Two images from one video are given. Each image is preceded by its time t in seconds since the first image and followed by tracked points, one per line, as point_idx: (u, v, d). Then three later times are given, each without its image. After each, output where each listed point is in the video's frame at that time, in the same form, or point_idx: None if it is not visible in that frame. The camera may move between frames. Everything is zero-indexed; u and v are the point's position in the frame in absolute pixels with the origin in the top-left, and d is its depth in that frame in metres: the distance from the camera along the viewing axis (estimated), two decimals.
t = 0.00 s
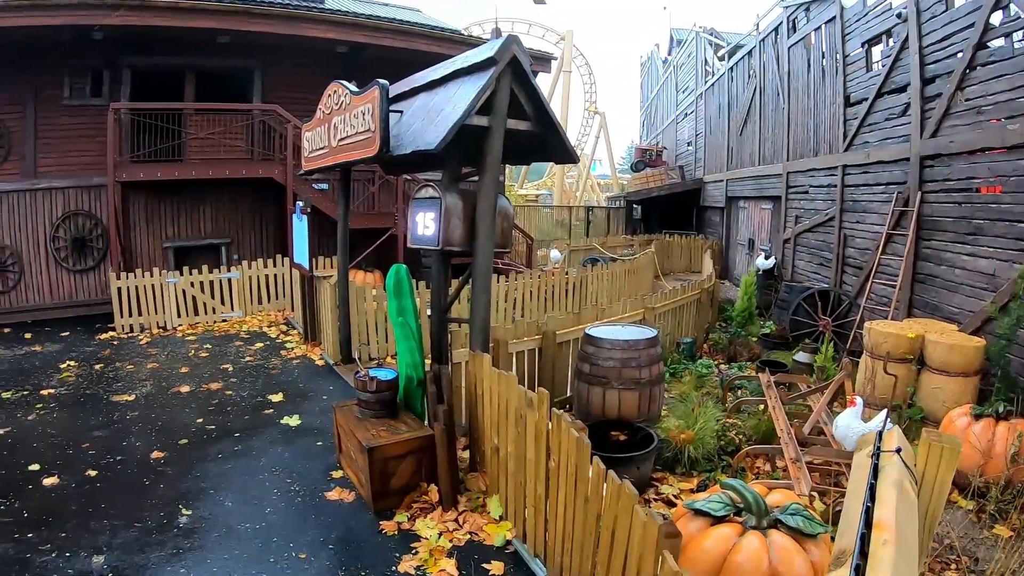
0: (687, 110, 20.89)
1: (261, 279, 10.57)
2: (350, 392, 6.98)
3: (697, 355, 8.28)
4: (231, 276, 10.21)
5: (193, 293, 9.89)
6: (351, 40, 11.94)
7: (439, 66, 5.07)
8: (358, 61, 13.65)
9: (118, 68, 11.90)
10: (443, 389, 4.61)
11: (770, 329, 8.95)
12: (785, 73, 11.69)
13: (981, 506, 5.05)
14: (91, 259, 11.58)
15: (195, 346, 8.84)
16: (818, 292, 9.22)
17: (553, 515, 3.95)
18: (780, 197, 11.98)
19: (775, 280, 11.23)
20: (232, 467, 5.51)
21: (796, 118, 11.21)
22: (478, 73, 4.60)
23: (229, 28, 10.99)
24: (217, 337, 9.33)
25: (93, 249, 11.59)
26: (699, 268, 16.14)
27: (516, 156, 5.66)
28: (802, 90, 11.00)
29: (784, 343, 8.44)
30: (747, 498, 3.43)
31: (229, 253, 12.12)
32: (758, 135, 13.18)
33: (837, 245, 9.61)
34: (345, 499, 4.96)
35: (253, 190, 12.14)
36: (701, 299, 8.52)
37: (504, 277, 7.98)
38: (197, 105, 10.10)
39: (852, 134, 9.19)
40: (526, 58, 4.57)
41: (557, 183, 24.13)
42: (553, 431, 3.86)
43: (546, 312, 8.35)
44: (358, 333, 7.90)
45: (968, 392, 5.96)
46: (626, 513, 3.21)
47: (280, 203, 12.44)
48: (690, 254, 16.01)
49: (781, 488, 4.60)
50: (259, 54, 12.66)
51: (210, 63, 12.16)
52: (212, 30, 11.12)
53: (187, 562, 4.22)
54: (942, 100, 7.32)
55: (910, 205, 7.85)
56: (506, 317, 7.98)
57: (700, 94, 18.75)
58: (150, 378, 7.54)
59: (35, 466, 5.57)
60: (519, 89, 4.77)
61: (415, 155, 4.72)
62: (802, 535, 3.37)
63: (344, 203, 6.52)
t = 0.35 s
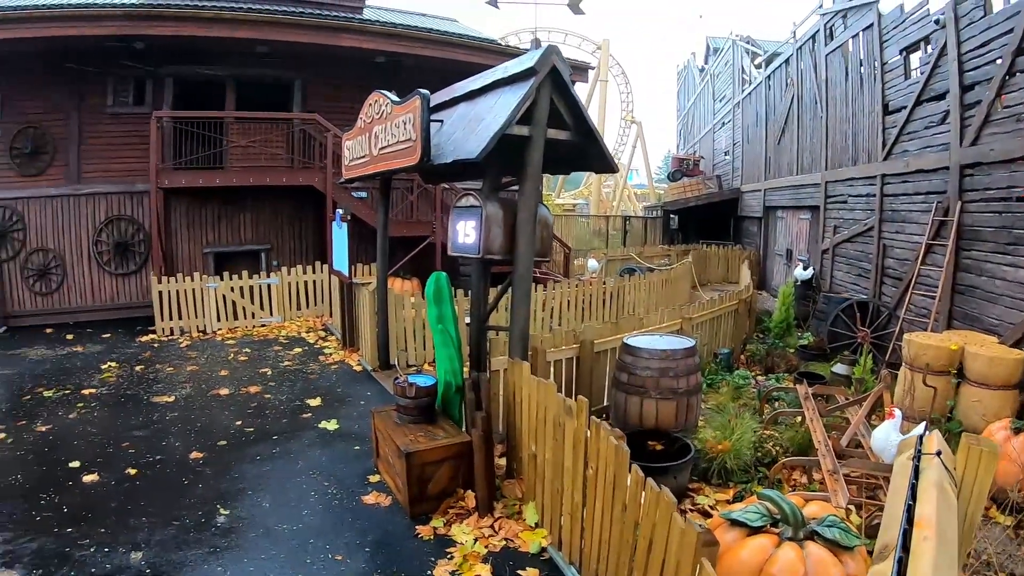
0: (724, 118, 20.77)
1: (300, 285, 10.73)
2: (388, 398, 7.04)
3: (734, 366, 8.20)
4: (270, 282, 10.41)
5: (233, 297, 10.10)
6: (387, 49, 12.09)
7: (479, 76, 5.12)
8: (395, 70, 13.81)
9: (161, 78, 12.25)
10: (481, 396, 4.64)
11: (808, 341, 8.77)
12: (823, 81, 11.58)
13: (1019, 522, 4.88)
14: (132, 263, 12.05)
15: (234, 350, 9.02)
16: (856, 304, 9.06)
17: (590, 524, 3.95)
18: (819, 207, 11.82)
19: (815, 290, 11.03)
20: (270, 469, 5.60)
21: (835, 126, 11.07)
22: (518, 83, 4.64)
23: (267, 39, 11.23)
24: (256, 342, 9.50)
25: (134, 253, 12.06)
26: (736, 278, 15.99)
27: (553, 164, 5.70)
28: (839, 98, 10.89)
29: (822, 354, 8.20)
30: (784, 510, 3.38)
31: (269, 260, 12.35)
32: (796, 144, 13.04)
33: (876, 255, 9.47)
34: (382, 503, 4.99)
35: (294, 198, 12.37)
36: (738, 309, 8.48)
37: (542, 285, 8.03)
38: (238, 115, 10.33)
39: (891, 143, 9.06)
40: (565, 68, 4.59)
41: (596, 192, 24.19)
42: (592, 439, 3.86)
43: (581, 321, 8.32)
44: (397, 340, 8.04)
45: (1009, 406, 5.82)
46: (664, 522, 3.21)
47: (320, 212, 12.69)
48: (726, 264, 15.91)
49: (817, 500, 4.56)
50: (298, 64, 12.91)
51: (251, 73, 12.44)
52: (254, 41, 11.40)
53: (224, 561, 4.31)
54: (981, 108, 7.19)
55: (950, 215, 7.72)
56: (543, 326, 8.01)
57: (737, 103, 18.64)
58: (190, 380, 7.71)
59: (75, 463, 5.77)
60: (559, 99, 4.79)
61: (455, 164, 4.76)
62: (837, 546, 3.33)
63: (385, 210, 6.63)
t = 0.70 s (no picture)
0: (759, 126, 20.58)
1: (336, 289, 10.79)
2: (422, 403, 7.06)
3: (769, 376, 8.11)
4: (306, 287, 10.48)
5: (269, 301, 10.28)
6: (418, 55, 12.17)
7: (516, 84, 5.14)
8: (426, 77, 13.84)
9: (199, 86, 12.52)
10: (516, 402, 4.66)
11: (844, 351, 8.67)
12: (858, 88, 11.44)
13: None
14: (169, 266, 12.31)
15: (270, 352, 9.19)
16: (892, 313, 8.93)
17: (622, 532, 3.93)
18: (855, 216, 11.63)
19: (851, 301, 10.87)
20: (303, 471, 5.65)
21: (871, 134, 10.93)
22: (554, 91, 4.65)
23: (299, 46, 11.39)
24: (291, 345, 9.65)
25: (171, 255, 12.31)
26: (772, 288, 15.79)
27: (588, 172, 5.69)
28: (876, 106, 10.75)
29: (856, 365, 8.33)
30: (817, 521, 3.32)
31: (305, 264, 12.50)
32: (833, 151, 12.87)
33: (913, 265, 9.31)
34: (414, 507, 5.00)
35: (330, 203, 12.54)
36: (774, 320, 8.41)
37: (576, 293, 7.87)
38: (274, 120, 10.49)
39: (927, 150, 8.91)
40: (601, 76, 4.59)
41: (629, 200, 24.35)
42: (626, 447, 3.85)
43: (616, 330, 8.28)
44: (431, 346, 7.99)
45: None
46: (699, 531, 3.19)
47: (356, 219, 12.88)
48: (762, 273, 15.73)
49: (850, 511, 4.49)
50: (330, 70, 13.03)
51: (287, 79, 12.68)
52: (289, 49, 11.59)
53: (256, 561, 4.37)
54: (1019, 115, 7.04)
55: (989, 224, 7.57)
56: (578, 335, 7.81)
57: (772, 110, 18.45)
58: (225, 381, 7.85)
59: (109, 461, 5.91)
60: (595, 106, 4.79)
61: (491, 172, 4.77)
62: (871, 560, 3.27)
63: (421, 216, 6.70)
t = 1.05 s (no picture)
0: (790, 131, 20.39)
1: (367, 293, 10.95)
2: (450, 408, 7.07)
3: (799, 384, 8.06)
4: (337, 290, 10.71)
5: (299, 303, 10.52)
6: (442, 59, 12.22)
7: (548, 89, 5.15)
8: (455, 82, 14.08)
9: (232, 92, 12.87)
10: (546, 407, 4.67)
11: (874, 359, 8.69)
12: (890, 92, 11.31)
13: None
14: (202, 268, 12.81)
15: (300, 355, 9.36)
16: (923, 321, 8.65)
17: (650, 538, 3.91)
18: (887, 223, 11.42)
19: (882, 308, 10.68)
20: (332, 473, 5.70)
21: (903, 139, 10.79)
22: (586, 97, 4.65)
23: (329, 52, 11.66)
24: (321, 348, 9.80)
25: (204, 258, 12.81)
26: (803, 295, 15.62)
27: (619, 178, 5.69)
28: (907, 111, 10.63)
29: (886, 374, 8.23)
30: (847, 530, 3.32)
31: (335, 268, 12.97)
32: (864, 156, 12.72)
33: (945, 273, 9.15)
34: (442, 510, 5.02)
35: (360, 209, 12.87)
36: (805, 327, 8.34)
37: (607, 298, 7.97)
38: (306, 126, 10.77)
39: (959, 156, 8.77)
40: (632, 82, 4.58)
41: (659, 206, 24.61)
42: (656, 453, 3.83)
43: (645, 336, 8.32)
44: (460, 349, 8.08)
45: None
46: (728, 537, 3.18)
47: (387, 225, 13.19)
48: (793, 280, 15.58)
49: (880, 521, 4.42)
50: (362, 77, 13.38)
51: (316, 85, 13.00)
52: (319, 54, 11.88)
53: (285, 559, 4.42)
54: None
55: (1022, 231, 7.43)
56: (608, 340, 7.93)
57: (803, 115, 18.30)
58: (255, 383, 7.99)
59: (141, 458, 6.03)
60: (626, 112, 4.79)
61: (523, 177, 4.78)
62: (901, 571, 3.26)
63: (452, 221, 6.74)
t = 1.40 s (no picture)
0: (820, 140, 20.25)
1: (397, 299, 11.23)
2: (477, 414, 7.10)
3: (826, 395, 8.06)
4: (366, 295, 11.02)
5: (328, 308, 10.81)
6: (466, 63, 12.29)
7: (580, 97, 5.17)
8: (485, 94, 14.52)
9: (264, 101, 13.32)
10: (574, 415, 4.70)
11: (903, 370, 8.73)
12: (921, 100, 11.20)
13: None
14: (232, 272, 13.25)
15: (329, 359, 9.58)
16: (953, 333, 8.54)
17: (677, 546, 3.89)
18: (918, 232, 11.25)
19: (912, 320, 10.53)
20: (360, 476, 5.76)
21: (934, 147, 10.65)
22: (617, 106, 4.67)
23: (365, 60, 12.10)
24: (350, 352, 10.01)
25: (235, 262, 13.25)
26: (832, 306, 15.46)
27: (651, 187, 5.70)
28: (937, 121, 10.54)
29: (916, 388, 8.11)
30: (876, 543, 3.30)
31: (365, 273, 13.45)
32: (894, 165, 12.60)
33: (976, 283, 9.00)
34: (469, 515, 5.05)
35: (387, 216, 13.38)
36: (834, 338, 8.32)
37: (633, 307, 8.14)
38: (337, 133, 11.02)
39: (991, 165, 8.65)
40: (663, 91, 4.58)
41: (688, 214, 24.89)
42: (684, 461, 3.82)
43: (674, 346, 8.42)
44: (489, 356, 8.13)
45: None
46: (755, 547, 3.17)
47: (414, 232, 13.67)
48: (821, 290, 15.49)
49: (906, 534, 4.38)
50: (392, 87, 13.70)
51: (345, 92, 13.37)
52: (360, 63, 12.39)
53: (311, 560, 4.47)
54: None
55: None
56: (635, 348, 8.15)
57: (833, 124, 18.20)
58: (285, 386, 8.19)
59: (171, 457, 6.15)
60: (656, 121, 4.81)
61: (554, 186, 4.80)
62: None
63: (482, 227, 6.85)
